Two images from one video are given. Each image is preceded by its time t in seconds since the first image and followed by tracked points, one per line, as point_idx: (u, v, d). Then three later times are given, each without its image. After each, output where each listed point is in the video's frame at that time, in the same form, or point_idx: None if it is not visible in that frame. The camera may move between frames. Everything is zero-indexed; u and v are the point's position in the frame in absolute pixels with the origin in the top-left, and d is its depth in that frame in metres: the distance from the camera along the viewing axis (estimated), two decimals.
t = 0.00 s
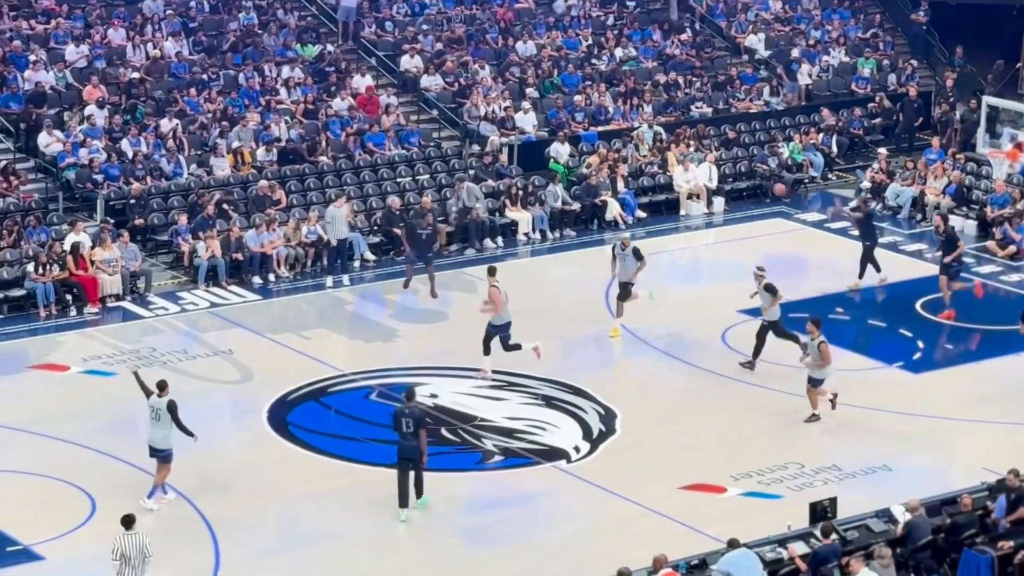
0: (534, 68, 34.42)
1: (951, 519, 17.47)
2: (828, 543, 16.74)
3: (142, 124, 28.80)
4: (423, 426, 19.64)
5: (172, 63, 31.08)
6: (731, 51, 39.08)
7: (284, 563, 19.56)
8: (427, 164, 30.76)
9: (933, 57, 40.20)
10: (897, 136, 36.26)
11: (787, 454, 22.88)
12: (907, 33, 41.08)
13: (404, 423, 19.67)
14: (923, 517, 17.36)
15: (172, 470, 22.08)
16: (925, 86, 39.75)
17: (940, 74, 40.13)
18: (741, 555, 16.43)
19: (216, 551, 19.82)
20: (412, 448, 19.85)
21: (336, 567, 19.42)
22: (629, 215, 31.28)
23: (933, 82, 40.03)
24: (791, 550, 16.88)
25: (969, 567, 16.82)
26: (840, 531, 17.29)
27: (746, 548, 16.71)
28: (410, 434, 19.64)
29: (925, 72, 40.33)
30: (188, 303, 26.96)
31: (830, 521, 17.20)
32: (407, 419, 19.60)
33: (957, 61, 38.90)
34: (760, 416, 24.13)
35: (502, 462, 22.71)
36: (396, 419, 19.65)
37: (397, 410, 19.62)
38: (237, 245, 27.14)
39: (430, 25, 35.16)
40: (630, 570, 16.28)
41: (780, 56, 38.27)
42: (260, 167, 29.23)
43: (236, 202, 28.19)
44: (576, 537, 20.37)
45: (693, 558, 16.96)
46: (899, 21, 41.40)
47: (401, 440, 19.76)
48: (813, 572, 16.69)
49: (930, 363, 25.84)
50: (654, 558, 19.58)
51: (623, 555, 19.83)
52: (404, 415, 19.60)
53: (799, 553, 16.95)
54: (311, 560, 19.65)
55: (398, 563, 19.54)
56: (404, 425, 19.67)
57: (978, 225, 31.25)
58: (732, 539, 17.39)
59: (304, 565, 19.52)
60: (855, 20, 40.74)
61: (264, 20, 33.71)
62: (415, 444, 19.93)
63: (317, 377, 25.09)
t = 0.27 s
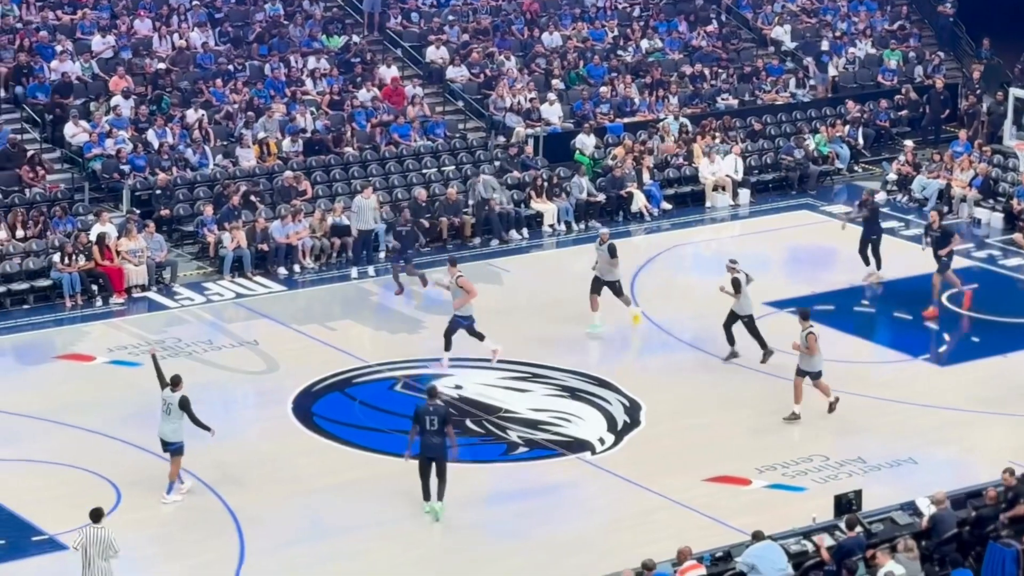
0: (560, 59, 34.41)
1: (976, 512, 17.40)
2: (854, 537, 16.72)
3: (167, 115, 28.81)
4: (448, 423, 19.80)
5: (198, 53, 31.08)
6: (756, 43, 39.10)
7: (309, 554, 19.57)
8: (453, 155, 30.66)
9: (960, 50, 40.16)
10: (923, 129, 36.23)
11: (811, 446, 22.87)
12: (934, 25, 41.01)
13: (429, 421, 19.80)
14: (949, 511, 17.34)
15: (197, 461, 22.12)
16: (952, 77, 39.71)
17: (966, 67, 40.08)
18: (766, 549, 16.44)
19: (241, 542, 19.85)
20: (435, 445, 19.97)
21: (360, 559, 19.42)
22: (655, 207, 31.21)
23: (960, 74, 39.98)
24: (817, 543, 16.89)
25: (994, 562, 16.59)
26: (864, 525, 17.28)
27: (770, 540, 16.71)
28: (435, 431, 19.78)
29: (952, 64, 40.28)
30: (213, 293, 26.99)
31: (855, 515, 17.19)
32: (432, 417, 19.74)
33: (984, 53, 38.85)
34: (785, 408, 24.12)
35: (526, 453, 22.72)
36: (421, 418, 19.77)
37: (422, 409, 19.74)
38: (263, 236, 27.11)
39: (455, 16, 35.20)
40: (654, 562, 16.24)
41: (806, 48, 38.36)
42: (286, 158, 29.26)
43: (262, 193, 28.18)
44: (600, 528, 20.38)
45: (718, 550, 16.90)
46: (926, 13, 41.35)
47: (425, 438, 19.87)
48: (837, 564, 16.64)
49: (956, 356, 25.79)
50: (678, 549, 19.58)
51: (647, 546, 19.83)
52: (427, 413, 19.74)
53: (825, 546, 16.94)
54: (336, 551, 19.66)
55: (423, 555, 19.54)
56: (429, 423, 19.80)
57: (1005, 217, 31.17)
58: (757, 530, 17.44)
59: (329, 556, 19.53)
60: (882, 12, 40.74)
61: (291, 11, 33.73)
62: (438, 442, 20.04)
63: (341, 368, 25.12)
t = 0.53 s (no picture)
0: (589, 51, 34.40)
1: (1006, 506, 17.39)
2: (881, 529, 16.70)
3: (196, 106, 28.85)
4: (476, 423, 19.67)
5: (227, 45, 30.97)
6: (785, 35, 39.08)
7: (337, 545, 19.61)
8: (481, 147, 30.68)
9: (990, 43, 40.09)
10: (953, 122, 36.21)
11: (840, 438, 22.85)
12: (965, 17, 40.89)
13: (456, 420, 19.69)
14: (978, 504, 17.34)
15: (226, 452, 22.17)
16: (982, 70, 39.63)
17: (997, 58, 39.99)
18: (794, 541, 16.44)
19: (270, 533, 19.90)
20: (464, 446, 19.85)
21: (388, 550, 19.44)
22: (683, 199, 31.31)
23: (990, 66, 39.90)
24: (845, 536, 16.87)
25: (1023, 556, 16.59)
26: (892, 517, 17.27)
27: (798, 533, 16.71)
28: (463, 431, 19.68)
29: (982, 56, 40.21)
30: (241, 285, 27.01)
31: (883, 508, 17.18)
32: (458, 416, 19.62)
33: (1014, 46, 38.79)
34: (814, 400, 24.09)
35: (555, 446, 22.72)
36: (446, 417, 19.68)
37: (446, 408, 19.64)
38: (291, 228, 27.15)
39: (484, 8, 35.21)
40: (682, 554, 16.23)
41: (835, 41, 38.40)
42: (314, 150, 29.24)
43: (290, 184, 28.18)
44: (629, 520, 20.38)
45: (746, 542, 16.87)
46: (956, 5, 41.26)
47: (454, 438, 19.77)
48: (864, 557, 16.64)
49: (986, 349, 25.72)
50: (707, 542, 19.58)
51: (676, 539, 19.82)
52: (454, 413, 19.63)
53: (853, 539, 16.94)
54: (363, 542, 19.70)
55: (450, 547, 19.56)
56: (457, 423, 19.66)
57: None
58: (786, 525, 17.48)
59: (357, 548, 19.56)
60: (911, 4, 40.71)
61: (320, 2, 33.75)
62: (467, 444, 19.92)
63: (369, 359, 25.14)
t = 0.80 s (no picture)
0: (621, 44, 34.42)
1: None
2: (912, 524, 16.70)
3: (228, 99, 28.89)
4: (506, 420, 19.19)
5: (260, 38, 31.13)
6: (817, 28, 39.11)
7: (368, 538, 19.64)
8: (513, 140, 30.63)
9: None
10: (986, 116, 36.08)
11: (872, 432, 22.81)
12: (999, 11, 40.80)
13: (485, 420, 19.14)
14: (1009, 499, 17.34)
15: (258, 444, 22.23)
16: (1016, 63, 39.56)
17: None
18: (824, 536, 16.43)
19: (301, 525, 19.94)
20: (492, 445, 19.33)
21: (419, 543, 19.48)
22: (714, 193, 31.15)
23: None
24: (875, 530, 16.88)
25: None
26: (924, 512, 17.28)
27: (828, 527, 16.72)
28: (493, 431, 19.16)
29: (1016, 49, 40.12)
30: (273, 277, 27.06)
31: (914, 502, 17.17)
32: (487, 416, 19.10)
33: None
34: (845, 394, 24.05)
35: (586, 439, 22.72)
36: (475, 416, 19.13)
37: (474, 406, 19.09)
38: (323, 220, 27.15)
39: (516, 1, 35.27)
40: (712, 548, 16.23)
41: (868, 34, 38.52)
42: (346, 142, 29.23)
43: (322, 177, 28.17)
44: (661, 514, 20.38)
45: (776, 536, 16.77)
46: None
47: (483, 439, 19.21)
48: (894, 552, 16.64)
49: (1019, 344, 25.65)
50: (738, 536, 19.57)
51: (707, 532, 19.82)
52: (483, 414, 19.10)
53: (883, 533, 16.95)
54: (395, 534, 19.74)
55: (481, 540, 19.57)
56: (485, 423, 19.13)
57: None
58: (817, 519, 17.36)
59: (388, 540, 19.59)
60: None
61: None
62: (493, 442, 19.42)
63: (400, 352, 25.19)
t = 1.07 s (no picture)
0: (659, 38, 34.51)
1: None
2: (950, 520, 16.63)
3: (266, 92, 29.05)
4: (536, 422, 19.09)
5: (298, 32, 31.25)
6: (856, 22, 39.15)
7: (404, 531, 19.66)
8: (550, 134, 30.69)
9: None
10: None
11: (910, 428, 22.76)
12: None
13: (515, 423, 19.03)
14: None
15: (294, 436, 22.27)
16: None
17: None
18: (861, 530, 16.36)
19: (338, 517, 19.98)
20: (522, 448, 19.25)
21: (456, 535, 19.51)
22: (752, 187, 31.07)
23: None
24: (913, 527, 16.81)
25: None
26: (961, 508, 17.22)
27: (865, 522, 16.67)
28: (523, 434, 19.06)
29: None
30: (311, 271, 27.13)
31: (951, 498, 17.12)
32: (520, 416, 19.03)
33: None
34: (883, 390, 24.00)
35: (622, 433, 22.70)
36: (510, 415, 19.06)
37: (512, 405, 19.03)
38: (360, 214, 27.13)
39: None
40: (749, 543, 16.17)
41: (907, 29, 38.64)
42: (384, 136, 29.31)
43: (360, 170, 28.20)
44: (698, 508, 20.36)
45: (813, 532, 16.70)
46: None
47: (512, 442, 19.11)
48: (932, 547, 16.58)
49: None
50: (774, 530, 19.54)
51: (744, 527, 19.80)
52: (514, 417, 18.98)
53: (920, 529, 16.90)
54: (432, 527, 19.77)
55: (516, 533, 19.58)
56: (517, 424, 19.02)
57: None
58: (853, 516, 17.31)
59: (423, 533, 19.60)
60: None
61: None
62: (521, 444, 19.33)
63: (436, 345, 25.21)
